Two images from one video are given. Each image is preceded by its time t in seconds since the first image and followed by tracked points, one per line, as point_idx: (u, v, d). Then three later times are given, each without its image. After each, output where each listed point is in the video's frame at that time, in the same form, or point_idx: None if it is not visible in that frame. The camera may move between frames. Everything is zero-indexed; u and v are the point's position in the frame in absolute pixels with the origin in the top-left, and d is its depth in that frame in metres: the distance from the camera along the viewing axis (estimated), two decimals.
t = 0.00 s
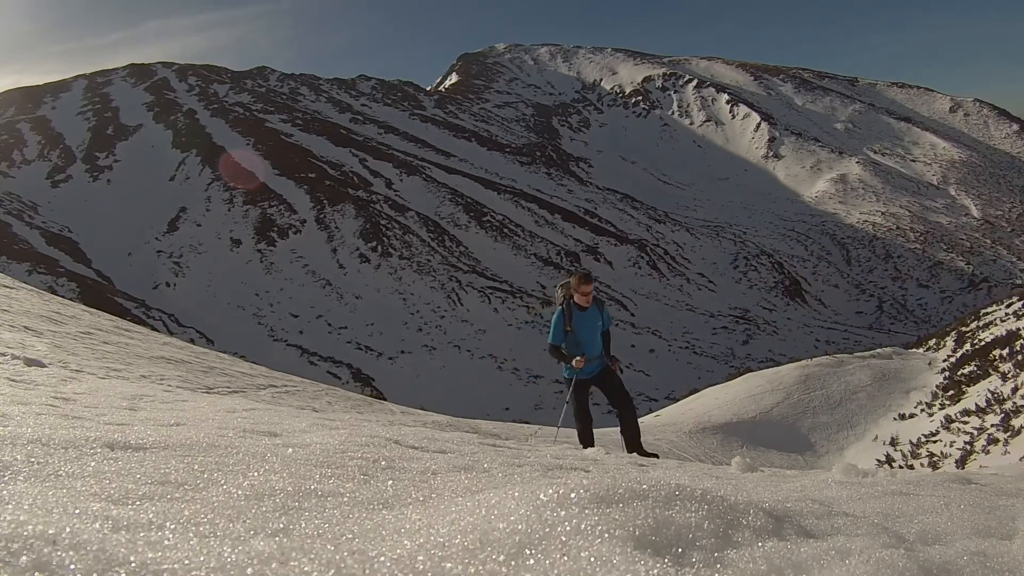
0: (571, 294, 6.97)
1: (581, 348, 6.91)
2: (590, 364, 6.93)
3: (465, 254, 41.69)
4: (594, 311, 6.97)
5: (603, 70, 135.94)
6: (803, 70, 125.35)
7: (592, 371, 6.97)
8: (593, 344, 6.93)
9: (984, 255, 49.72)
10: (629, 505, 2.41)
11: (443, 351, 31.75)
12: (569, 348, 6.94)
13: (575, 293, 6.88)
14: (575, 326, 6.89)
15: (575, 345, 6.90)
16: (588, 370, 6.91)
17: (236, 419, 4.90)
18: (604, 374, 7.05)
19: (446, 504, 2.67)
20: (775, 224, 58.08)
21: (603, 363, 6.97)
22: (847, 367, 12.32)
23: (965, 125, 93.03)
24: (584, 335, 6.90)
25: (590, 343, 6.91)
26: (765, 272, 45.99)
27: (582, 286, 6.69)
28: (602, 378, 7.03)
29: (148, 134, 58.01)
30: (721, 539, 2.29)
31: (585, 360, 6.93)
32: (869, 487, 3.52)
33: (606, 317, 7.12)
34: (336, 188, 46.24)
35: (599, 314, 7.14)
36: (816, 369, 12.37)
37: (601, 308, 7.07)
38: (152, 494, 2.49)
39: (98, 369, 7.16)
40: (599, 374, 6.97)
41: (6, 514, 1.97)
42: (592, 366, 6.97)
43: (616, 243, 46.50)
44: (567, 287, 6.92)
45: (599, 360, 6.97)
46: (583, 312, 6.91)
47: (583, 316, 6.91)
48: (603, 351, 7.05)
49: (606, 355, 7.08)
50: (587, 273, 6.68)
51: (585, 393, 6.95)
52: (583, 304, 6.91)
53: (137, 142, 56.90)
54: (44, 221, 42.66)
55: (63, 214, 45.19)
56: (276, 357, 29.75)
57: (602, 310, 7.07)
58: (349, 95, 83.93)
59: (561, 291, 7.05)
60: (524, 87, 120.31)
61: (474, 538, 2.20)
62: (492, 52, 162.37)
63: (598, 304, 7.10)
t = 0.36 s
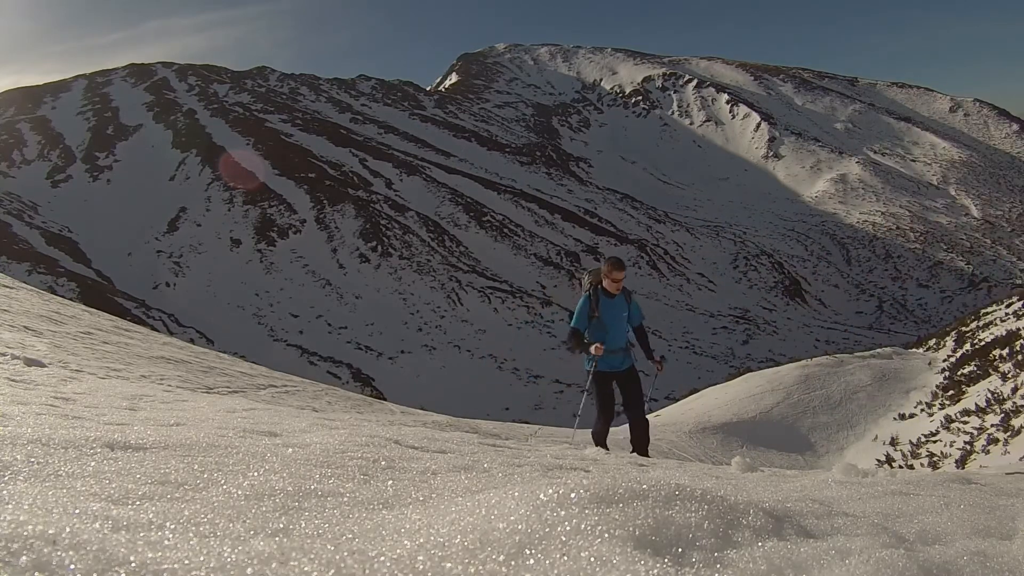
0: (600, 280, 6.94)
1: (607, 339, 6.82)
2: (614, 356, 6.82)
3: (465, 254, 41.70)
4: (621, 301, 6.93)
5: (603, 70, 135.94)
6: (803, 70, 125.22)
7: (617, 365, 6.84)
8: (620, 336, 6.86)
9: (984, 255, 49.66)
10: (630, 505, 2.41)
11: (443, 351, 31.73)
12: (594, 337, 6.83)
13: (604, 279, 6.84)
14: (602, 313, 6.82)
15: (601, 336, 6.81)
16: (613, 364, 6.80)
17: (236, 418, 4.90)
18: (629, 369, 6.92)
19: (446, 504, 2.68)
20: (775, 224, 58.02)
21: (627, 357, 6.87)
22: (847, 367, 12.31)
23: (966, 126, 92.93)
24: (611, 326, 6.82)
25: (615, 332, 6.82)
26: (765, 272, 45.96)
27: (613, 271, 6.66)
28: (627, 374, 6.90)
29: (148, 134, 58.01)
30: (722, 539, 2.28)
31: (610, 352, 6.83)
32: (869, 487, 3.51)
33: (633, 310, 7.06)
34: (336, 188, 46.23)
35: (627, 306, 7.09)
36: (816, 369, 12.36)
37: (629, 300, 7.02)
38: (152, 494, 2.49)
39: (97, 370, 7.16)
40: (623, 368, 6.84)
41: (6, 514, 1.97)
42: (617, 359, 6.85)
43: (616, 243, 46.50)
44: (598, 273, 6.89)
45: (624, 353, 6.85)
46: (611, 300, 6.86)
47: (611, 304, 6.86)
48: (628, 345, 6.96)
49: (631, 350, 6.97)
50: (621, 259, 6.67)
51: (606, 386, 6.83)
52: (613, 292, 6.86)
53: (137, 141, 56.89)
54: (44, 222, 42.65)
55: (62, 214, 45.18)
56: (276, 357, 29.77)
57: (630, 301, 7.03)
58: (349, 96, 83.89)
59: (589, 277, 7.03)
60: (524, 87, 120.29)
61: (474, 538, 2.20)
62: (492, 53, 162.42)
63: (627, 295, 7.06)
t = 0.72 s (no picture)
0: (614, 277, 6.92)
1: (626, 338, 6.81)
2: (634, 354, 6.81)
3: (465, 254, 41.70)
4: (637, 298, 6.91)
5: (603, 71, 135.89)
6: (804, 70, 125.15)
7: (637, 363, 6.83)
8: (638, 333, 6.85)
9: (984, 255, 49.63)
10: (629, 506, 2.41)
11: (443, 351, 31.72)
12: (613, 337, 6.83)
13: (619, 277, 6.83)
14: (619, 311, 6.81)
15: (620, 336, 6.80)
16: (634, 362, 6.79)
17: (236, 418, 4.89)
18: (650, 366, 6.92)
19: (446, 504, 2.68)
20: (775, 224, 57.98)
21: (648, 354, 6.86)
22: (847, 367, 12.30)
23: (966, 125, 92.86)
24: (629, 324, 6.82)
25: (633, 331, 6.82)
26: (765, 272, 45.95)
27: (628, 270, 6.65)
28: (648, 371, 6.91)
29: (147, 134, 57.97)
30: (722, 539, 2.28)
31: (630, 350, 6.82)
32: (868, 487, 3.52)
33: (651, 305, 7.04)
34: (336, 189, 46.20)
35: (644, 302, 7.05)
36: (816, 369, 12.34)
37: (645, 296, 7.02)
38: (151, 494, 2.48)
39: (97, 370, 7.15)
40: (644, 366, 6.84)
41: (6, 514, 1.97)
42: (637, 356, 6.85)
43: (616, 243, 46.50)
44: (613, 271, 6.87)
45: (643, 351, 6.85)
46: (626, 297, 6.85)
47: (628, 302, 6.85)
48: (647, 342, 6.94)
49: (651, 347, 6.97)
50: (635, 256, 6.64)
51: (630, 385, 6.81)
52: (629, 289, 6.84)
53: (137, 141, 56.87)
54: (44, 222, 42.64)
55: (63, 214, 45.17)
56: (276, 357, 29.76)
57: (647, 297, 7.00)
58: (349, 95, 83.85)
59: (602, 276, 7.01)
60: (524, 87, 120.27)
61: (474, 538, 2.20)
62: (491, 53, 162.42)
63: (642, 291, 7.06)
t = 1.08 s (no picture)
0: (633, 276, 6.92)
1: (647, 336, 6.82)
2: (656, 352, 6.83)
3: (465, 254, 41.69)
4: (658, 296, 6.92)
5: (604, 71, 135.83)
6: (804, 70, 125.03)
7: (658, 361, 6.85)
8: (660, 331, 6.86)
9: (984, 255, 49.56)
10: (630, 506, 2.41)
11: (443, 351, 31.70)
12: (635, 336, 6.83)
13: (639, 275, 6.83)
14: (641, 311, 6.81)
15: (641, 335, 6.81)
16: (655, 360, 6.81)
17: (236, 418, 4.88)
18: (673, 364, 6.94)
19: (446, 504, 2.68)
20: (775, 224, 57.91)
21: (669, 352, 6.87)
22: (847, 367, 12.28)
23: (966, 125, 92.76)
24: (651, 322, 6.82)
25: (655, 328, 6.84)
26: (765, 272, 45.93)
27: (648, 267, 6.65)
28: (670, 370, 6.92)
29: (147, 134, 57.96)
30: (722, 538, 2.29)
31: (652, 349, 6.83)
32: (867, 487, 3.52)
33: (670, 303, 7.06)
34: (336, 189, 46.18)
35: (663, 299, 7.07)
36: (816, 369, 12.32)
37: (665, 293, 7.03)
38: (151, 494, 2.48)
39: (97, 370, 7.15)
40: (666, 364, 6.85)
41: (6, 514, 1.97)
42: (659, 355, 6.87)
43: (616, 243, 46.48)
44: (633, 269, 6.86)
45: (664, 349, 6.87)
46: (648, 296, 6.85)
47: (649, 300, 6.85)
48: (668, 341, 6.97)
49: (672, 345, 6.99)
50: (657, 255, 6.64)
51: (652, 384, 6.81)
52: (650, 288, 6.84)
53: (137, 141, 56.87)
54: (44, 221, 42.64)
55: (63, 214, 45.17)
56: (276, 356, 29.77)
57: (667, 294, 7.02)
58: (349, 96, 83.82)
59: (621, 274, 6.98)
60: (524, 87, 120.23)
61: (474, 537, 2.20)
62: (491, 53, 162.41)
63: (661, 288, 7.06)
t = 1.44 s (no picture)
0: (646, 258, 6.90)
1: (662, 323, 6.83)
2: (671, 338, 6.85)
3: (465, 254, 41.67)
4: (672, 278, 6.91)
5: (604, 70, 135.75)
6: (804, 70, 124.85)
7: (672, 348, 6.88)
8: (675, 317, 6.87)
9: (984, 255, 49.48)
10: (630, 506, 2.41)
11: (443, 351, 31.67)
12: (650, 323, 6.84)
13: (654, 256, 6.78)
14: (656, 296, 6.79)
15: (656, 322, 6.81)
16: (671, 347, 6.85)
17: (235, 419, 4.88)
18: (686, 351, 6.98)
19: (446, 504, 2.68)
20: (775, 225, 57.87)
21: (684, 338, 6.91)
22: (847, 367, 12.27)
23: (966, 125, 92.62)
24: (666, 308, 6.82)
25: (670, 314, 6.84)
26: (765, 273, 45.90)
27: (663, 247, 6.61)
28: (684, 356, 6.96)
29: (147, 134, 57.96)
30: (722, 538, 2.29)
31: (666, 336, 6.85)
32: (867, 486, 3.52)
33: (683, 286, 7.05)
34: (336, 188, 46.17)
35: (677, 282, 7.05)
36: (816, 369, 12.31)
37: (678, 276, 7.01)
38: (152, 494, 2.49)
39: (96, 370, 7.15)
40: (680, 352, 6.90)
41: (6, 513, 1.97)
42: (674, 341, 6.89)
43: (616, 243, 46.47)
44: (647, 251, 6.81)
45: (680, 336, 6.89)
46: (663, 278, 6.84)
47: (663, 284, 6.84)
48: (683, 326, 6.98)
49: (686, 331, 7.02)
50: (671, 236, 6.62)
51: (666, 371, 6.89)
52: (665, 271, 6.80)
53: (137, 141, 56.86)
54: (44, 222, 42.64)
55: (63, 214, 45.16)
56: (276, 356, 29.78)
57: (680, 277, 7.00)
58: (348, 95, 83.79)
59: (635, 256, 6.94)
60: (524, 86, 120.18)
61: (473, 537, 2.20)
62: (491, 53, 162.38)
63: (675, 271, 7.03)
